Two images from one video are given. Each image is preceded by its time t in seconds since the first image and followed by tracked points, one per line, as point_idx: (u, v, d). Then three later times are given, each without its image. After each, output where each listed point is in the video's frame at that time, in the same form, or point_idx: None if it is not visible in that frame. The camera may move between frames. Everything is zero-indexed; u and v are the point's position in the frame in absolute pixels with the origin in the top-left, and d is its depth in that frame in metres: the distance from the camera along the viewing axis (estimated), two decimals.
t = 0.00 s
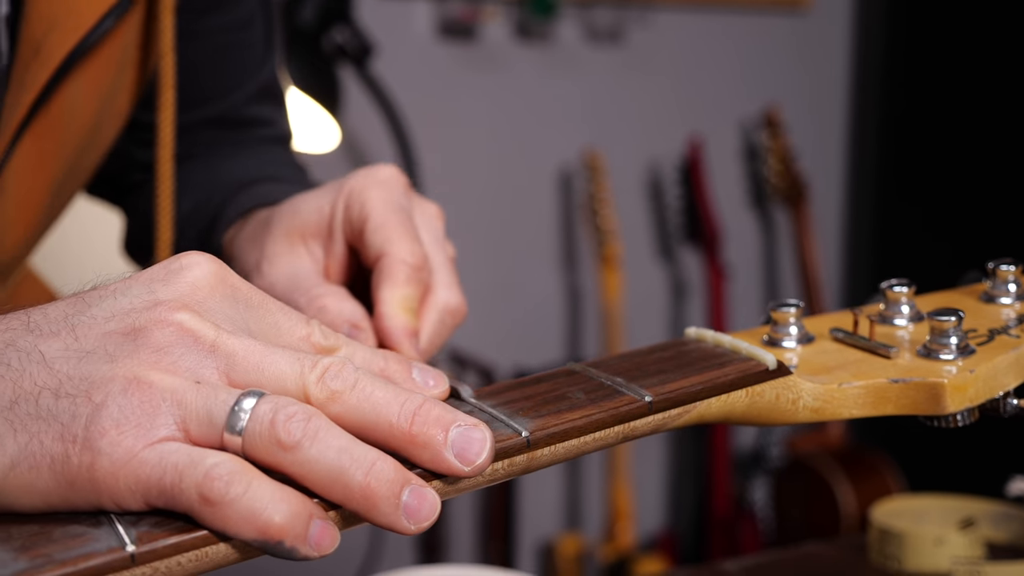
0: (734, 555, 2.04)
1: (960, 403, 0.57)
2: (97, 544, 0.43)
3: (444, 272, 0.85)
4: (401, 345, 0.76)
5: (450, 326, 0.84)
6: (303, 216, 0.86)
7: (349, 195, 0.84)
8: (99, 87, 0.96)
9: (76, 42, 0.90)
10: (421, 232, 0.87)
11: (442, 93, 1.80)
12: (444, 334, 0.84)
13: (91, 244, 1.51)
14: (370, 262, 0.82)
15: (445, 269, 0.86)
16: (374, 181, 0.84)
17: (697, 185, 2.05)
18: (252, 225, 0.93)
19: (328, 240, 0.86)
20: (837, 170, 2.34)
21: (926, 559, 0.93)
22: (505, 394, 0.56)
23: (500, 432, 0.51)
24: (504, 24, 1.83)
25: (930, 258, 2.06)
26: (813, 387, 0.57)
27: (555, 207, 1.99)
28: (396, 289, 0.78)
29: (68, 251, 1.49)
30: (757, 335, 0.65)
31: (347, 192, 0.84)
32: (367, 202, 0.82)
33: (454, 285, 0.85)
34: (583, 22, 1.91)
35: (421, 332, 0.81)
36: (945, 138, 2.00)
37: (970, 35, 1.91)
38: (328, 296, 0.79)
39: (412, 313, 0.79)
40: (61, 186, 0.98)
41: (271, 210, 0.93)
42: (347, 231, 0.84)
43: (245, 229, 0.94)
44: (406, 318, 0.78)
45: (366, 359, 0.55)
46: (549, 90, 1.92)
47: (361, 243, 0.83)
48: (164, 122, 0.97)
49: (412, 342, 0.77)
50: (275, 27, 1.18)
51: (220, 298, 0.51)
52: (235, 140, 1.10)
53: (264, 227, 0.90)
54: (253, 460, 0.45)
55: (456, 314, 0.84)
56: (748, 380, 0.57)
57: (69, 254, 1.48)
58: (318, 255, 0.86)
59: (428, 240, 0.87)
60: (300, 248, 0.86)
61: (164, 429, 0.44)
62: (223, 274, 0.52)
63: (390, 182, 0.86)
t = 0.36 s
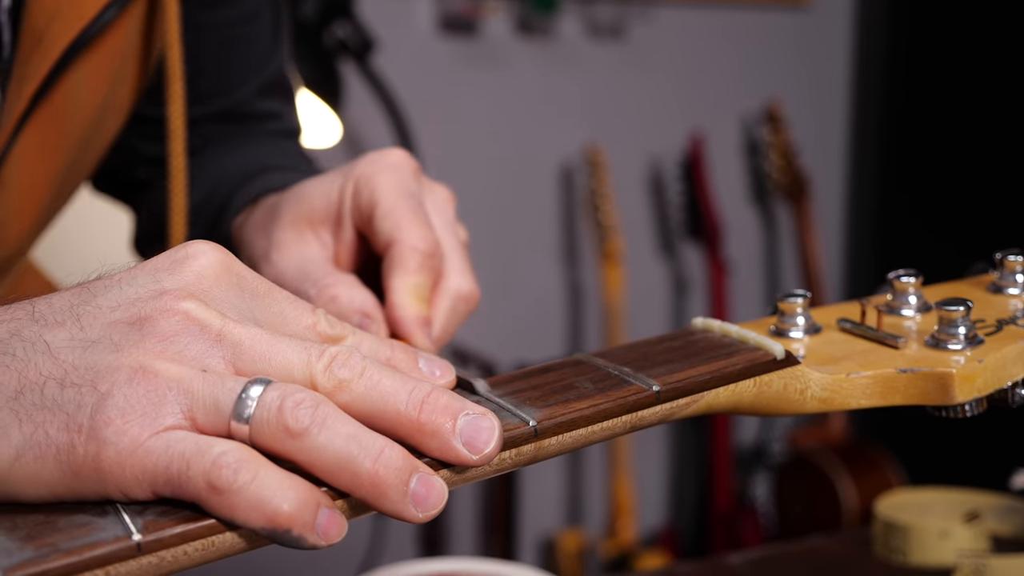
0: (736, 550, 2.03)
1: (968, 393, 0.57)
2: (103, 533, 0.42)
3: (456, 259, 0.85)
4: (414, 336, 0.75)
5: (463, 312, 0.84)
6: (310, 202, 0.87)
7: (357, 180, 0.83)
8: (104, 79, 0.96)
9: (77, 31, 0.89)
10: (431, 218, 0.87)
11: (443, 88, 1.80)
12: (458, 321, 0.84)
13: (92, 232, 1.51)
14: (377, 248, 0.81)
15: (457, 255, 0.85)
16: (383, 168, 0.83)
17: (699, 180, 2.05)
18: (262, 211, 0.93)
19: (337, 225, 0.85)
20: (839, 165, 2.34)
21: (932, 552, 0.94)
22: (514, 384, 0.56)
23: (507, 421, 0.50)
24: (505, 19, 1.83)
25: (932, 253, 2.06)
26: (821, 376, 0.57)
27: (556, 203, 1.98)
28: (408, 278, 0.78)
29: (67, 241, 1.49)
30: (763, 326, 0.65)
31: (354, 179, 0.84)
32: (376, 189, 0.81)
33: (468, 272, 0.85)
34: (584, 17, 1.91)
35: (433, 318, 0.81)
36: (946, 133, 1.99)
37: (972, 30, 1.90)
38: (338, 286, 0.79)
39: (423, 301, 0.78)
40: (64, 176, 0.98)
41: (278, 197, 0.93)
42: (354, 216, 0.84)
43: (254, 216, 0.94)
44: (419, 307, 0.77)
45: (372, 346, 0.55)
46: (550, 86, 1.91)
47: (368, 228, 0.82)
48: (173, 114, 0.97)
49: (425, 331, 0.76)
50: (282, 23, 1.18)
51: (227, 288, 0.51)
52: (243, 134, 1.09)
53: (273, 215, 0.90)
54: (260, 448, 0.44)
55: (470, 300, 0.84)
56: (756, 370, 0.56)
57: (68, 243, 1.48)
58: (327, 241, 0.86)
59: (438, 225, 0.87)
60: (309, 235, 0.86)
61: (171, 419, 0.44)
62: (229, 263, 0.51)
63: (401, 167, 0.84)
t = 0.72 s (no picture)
0: (734, 549, 2.03)
1: (959, 396, 0.56)
2: (82, 546, 0.42)
3: (451, 262, 0.85)
4: (409, 344, 0.75)
5: (459, 317, 0.84)
6: (300, 207, 0.86)
7: (348, 184, 0.82)
8: (90, 80, 0.96)
9: (59, 29, 0.90)
10: (425, 222, 0.86)
11: (437, 88, 1.79)
12: (454, 326, 0.84)
13: (87, 234, 1.51)
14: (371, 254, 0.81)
15: (452, 259, 0.85)
16: (373, 171, 0.82)
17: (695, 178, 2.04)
18: (252, 213, 0.92)
19: (328, 232, 0.85)
20: (835, 163, 2.33)
21: (927, 553, 0.94)
22: (501, 389, 0.56)
23: (493, 428, 0.50)
24: (500, 18, 1.82)
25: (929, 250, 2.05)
26: (810, 380, 0.57)
27: (553, 202, 1.98)
28: (401, 285, 0.77)
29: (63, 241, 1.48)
30: (753, 329, 0.64)
31: (345, 183, 0.83)
32: (368, 193, 0.81)
33: (462, 276, 0.84)
34: (579, 16, 1.90)
35: (429, 325, 0.81)
36: (943, 130, 1.99)
37: (970, 28, 1.90)
38: (330, 294, 0.79)
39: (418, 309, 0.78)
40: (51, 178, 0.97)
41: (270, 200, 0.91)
42: (347, 221, 0.83)
43: (243, 221, 0.92)
44: (414, 315, 0.77)
45: (357, 354, 0.54)
46: (545, 85, 1.90)
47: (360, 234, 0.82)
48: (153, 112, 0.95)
49: (420, 338, 0.76)
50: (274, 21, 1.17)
51: (209, 296, 0.50)
52: (231, 133, 1.09)
53: (262, 220, 0.88)
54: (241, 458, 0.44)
55: (465, 305, 0.84)
56: (743, 374, 0.56)
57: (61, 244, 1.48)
58: (317, 247, 0.86)
59: (432, 227, 0.86)
60: (300, 240, 0.86)
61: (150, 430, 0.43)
62: (211, 270, 0.51)
63: (391, 169, 0.84)
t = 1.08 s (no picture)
0: (730, 547, 2.02)
1: (942, 391, 0.56)
2: (45, 542, 0.42)
3: (419, 256, 0.85)
4: (376, 338, 0.75)
5: (427, 313, 0.84)
6: (268, 202, 0.85)
7: (314, 178, 0.82)
8: (70, 67, 0.95)
9: (37, 21, 0.87)
10: (393, 216, 0.86)
11: (430, 87, 1.78)
12: (422, 320, 0.84)
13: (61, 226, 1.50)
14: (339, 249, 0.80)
15: (420, 253, 0.85)
16: (340, 166, 0.82)
17: (689, 177, 2.03)
18: (219, 213, 0.92)
19: (296, 228, 0.84)
20: (831, 161, 2.33)
21: (915, 552, 0.93)
22: (473, 385, 0.55)
23: (465, 424, 0.50)
24: (492, 16, 1.81)
25: (923, 249, 2.05)
26: (790, 375, 0.57)
27: (546, 201, 1.97)
28: (369, 279, 0.77)
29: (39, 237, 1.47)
30: (735, 323, 0.64)
31: (312, 177, 0.83)
32: (334, 188, 0.80)
33: (430, 270, 0.85)
34: (573, 14, 1.90)
35: (396, 319, 0.81)
36: (939, 129, 1.98)
37: (966, 26, 1.89)
38: (296, 290, 0.79)
39: (384, 303, 0.78)
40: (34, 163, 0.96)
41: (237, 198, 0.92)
42: (315, 217, 0.83)
43: (213, 218, 0.94)
44: (381, 309, 0.77)
45: (321, 353, 0.53)
46: (538, 83, 1.90)
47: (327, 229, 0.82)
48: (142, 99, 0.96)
49: (387, 333, 0.76)
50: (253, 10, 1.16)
51: (170, 297, 0.50)
52: (210, 123, 1.09)
53: (228, 218, 0.88)
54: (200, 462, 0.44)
55: (432, 300, 0.84)
56: (722, 369, 0.55)
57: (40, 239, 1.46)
58: (285, 245, 0.85)
59: (401, 220, 0.86)
60: (267, 237, 0.85)
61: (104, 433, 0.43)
62: (171, 271, 0.50)
63: (359, 166, 0.83)
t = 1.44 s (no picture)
0: (726, 548, 2.02)
1: (933, 394, 0.55)
2: (22, 549, 0.41)
3: (393, 256, 0.84)
4: (349, 335, 0.75)
5: (401, 311, 0.84)
6: (248, 202, 0.85)
7: (294, 180, 0.81)
8: (48, 71, 0.94)
9: (22, 22, 0.88)
10: (369, 218, 0.85)
11: (425, 86, 1.77)
12: (397, 320, 0.84)
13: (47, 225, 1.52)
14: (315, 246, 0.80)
15: (395, 253, 0.85)
16: (319, 166, 0.81)
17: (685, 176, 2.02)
18: (200, 213, 0.91)
19: (274, 227, 0.84)
20: (828, 160, 2.32)
21: (908, 554, 0.93)
22: (458, 390, 0.55)
23: (450, 429, 0.49)
24: (488, 15, 1.80)
25: (920, 248, 2.04)
26: (779, 379, 0.56)
27: (542, 200, 1.96)
28: (345, 277, 0.76)
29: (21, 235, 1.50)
30: (725, 326, 0.64)
31: (291, 178, 0.82)
32: (312, 188, 0.80)
33: (406, 271, 0.84)
34: (568, 12, 1.89)
35: (372, 317, 0.81)
36: (937, 128, 1.97)
37: (964, 24, 1.88)
38: (274, 287, 0.78)
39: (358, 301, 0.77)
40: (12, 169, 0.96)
41: (218, 197, 0.91)
42: (292, 216, 0.82)
43: (193, 217, 0.92)
44: (355, 306, 0.77)
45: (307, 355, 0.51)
46: (533, 82, 1.89)
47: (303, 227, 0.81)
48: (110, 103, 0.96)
49: (361, 330, 0.76)
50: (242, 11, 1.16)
51: (153, 302, 0.50)
52: (196, 121, 1.09)
53: (210, 217, 0.88)
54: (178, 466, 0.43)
55: (407, 299, 0.84)
56: (711, 372, 0.55)
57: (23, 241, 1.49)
58: (264, 243, 0.85)
59: (378, 223, 0.85)
60: (247, 236, 0.85)
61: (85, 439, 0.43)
62: (154, 278, 0.51)
63: (338, 167, 0.83)
